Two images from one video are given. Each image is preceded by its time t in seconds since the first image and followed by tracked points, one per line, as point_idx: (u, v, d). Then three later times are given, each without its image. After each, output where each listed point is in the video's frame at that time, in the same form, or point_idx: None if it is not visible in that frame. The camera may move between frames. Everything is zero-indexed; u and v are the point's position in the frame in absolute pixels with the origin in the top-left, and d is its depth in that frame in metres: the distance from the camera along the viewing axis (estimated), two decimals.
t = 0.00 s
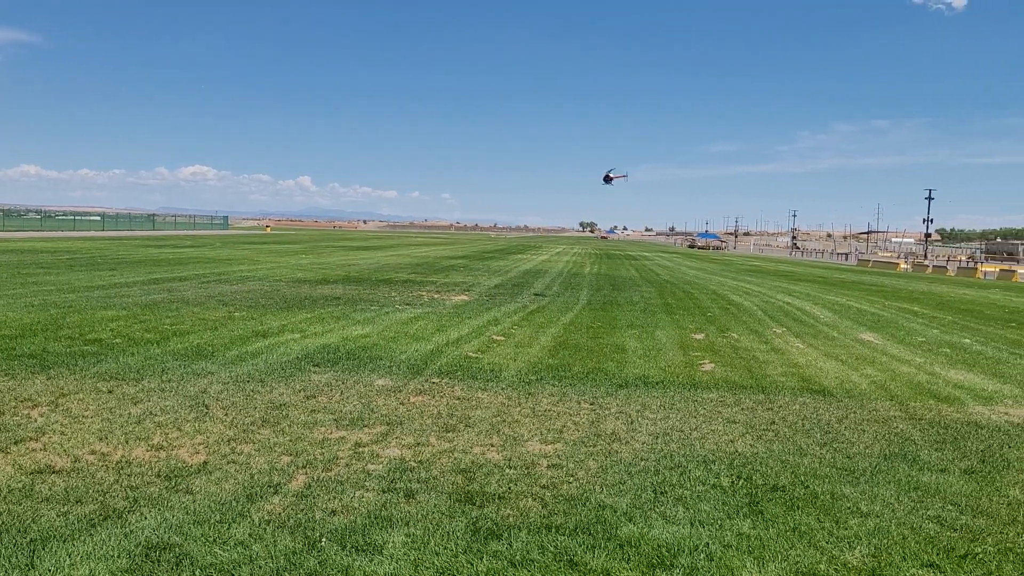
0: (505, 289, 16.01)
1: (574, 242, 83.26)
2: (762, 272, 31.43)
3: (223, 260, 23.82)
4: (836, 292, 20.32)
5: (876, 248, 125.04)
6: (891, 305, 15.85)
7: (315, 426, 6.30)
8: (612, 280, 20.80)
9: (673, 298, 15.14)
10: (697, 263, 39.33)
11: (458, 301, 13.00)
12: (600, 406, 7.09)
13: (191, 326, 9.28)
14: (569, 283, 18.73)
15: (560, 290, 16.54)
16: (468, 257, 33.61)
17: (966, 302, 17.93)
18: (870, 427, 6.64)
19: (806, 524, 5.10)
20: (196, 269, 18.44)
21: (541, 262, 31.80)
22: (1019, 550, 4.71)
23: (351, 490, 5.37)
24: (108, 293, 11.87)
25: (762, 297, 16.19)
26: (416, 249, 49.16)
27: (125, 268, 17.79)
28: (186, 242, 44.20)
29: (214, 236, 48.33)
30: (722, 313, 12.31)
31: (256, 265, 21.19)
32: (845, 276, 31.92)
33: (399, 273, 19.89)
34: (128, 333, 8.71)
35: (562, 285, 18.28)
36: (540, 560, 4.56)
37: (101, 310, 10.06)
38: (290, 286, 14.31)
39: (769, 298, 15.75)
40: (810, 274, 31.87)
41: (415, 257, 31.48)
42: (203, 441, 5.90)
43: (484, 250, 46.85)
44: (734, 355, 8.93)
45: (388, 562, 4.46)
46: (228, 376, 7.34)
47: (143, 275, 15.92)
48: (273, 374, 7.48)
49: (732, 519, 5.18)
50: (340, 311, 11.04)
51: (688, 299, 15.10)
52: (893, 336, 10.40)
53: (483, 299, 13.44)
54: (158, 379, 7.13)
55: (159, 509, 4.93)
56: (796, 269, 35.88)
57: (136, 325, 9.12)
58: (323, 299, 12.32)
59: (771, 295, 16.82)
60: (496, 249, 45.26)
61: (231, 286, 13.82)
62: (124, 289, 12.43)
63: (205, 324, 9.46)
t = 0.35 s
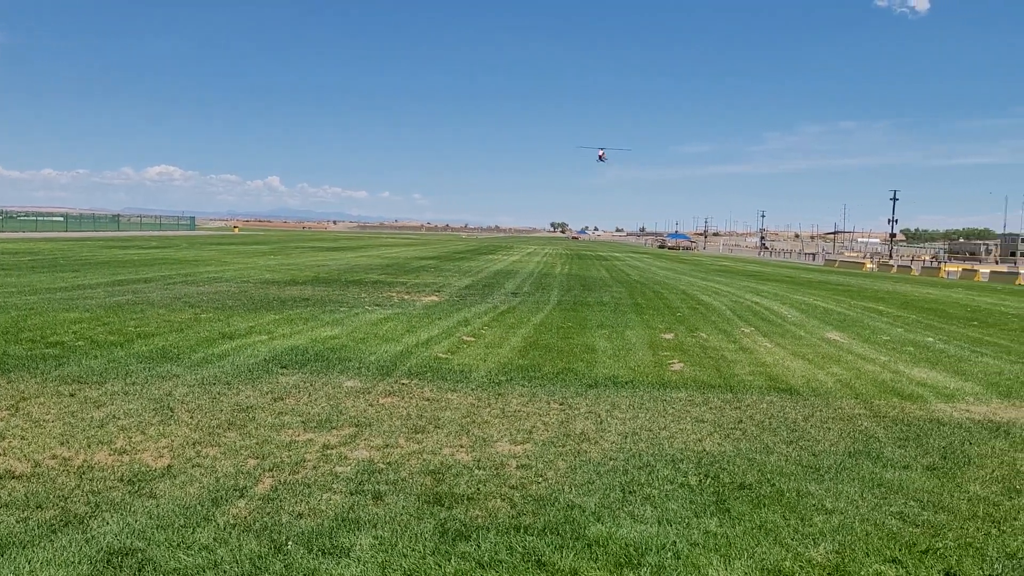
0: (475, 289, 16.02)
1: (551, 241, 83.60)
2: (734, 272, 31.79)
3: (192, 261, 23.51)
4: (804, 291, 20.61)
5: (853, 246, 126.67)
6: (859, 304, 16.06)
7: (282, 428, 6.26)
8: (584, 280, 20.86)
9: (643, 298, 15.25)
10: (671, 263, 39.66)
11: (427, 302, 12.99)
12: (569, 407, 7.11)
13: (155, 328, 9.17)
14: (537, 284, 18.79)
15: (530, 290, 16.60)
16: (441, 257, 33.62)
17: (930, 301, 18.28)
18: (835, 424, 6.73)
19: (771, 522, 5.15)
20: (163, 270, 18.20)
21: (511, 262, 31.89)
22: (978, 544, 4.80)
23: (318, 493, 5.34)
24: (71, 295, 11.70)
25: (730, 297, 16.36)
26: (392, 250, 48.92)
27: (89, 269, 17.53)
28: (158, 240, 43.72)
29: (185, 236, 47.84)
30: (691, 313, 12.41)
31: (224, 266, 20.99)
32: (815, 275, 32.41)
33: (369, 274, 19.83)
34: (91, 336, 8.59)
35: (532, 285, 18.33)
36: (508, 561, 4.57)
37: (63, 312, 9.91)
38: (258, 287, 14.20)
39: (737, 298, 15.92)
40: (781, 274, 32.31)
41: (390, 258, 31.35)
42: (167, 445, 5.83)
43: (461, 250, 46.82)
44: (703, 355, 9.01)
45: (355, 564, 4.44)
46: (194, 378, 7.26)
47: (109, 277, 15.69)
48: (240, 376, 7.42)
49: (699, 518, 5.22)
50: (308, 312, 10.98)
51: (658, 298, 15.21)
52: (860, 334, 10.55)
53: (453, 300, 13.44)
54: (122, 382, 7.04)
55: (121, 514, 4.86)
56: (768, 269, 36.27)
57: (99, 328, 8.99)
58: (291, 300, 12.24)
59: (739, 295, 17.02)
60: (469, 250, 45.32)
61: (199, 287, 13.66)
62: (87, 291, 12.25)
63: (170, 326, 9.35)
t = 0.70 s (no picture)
0: (420, 292, 16.00)
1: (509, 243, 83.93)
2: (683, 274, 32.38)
3: (134, 265, 22.88)
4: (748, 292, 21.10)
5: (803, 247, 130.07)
6: (799, 305, 16.50)
7: (220, 435, 6.16)
8: (532, 282, 20.98)
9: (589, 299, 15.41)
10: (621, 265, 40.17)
11: (372, 305, 12.92)
12: (514, 409, 7.14)
13: (88, 334, 8.92)
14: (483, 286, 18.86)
15: (475, 292, 16.64)
16: (390, 261, 33.46)
17: (869, 301, 18.92)
18: (774, 423, 6.89)
19: (711, 520, 5.24)
20: (100, 275, 17.69)
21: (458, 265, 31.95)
22: (908, 537, 4.94)
23: (257, 501, 5.26)
24: None
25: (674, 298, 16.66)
26: (348, 252, 48.33)
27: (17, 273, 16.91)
28: (99, 243, 42.43)
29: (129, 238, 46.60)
30: (635, 314, 12.58)
31: (164, 270, 20.49)
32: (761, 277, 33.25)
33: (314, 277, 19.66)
34: (19, 342, 8.31)
35: (478, 287, 18.37)
36: (450, 564, 4.56)
37: None
38: (197, 291, 13.92)
39: (681, 299, 16.20)
40: (729, 276, 33.04)
41: (338, 260, 31.07)
42: (100, 454, 5.69)
43: (412, 253, 46.60)
44: (646, 356, 9.13)
45: (293, 572, 4.39)
46: (129, 385, 7.09)
47: (41, 281, 15.17)
48: (177, 383, 7.27)
49: (641, 518, 5.28)
50: (249, 317, 10.81)
51: (603, 300, 15.37)
52: (798, 334, 10.82)
53: (397, 303, 13.41)
54: (52, 390, 6.83)
55: (49, 526, 4.72)
56: (716, 271, 37.02)
57: (29, 335, 8.70)
58: (231, 305, 12.03)
59: (682, 297, 17.35)
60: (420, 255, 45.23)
61: (136, 292, 13.32)
62: (14, 297, 11.83)
63: (104, 331, 9.11)
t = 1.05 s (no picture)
0: (355, 299, 15.86)
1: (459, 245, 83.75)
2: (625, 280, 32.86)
3: (56, 273, 21.99)
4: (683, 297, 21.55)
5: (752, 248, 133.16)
6: (731, 309, 16.95)
7: (147, 448, 6.01)
8: (465, 290, 21.01)
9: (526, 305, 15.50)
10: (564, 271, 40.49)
11: (307, 313, 12.75)
12: (451, 416, 7.15)
13: (6, 346, 8.57)
14: (419, 293, 18.80)
15: (413, 299, 16.58)
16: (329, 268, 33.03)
17: (802, 306, 19.55)
18: (707, 426, 7.04)
19: (645, 524, 5.32)
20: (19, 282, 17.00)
21: (396, 273, 31.74)
22: (835, 536, 5.09)
23: (185, 515, 5.13)
24: None
25: (610, 304, 16.90)
26: (292, 256, 47.35)
27: None
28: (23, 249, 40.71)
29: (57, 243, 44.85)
30: (572, 320, 12.70)
31: (88, 278, 19.80)
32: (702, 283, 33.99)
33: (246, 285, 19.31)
34: None
35: (415, 294, 18.31)
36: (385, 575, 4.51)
37: None
38: (123, 300, 13.50)
39: (617, 305, 16.43)
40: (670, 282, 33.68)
41: (272, 268, 30.53)
42: (18, 470, 5.49)
43: (351, 261, 46.04)
44: (583, 361, 9.23)
45: None
46: (50, 398, 6.85)
47: None
48: (102, 395, 7.06)
49: (576, 523, 5.33)
50: (179, 326, 10.55)
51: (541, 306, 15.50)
52: (729, 338, 11.07)
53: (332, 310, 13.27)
54: None
55: None
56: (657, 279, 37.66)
57: None
58: (159, 314, 11.72)
59: (618, 302, 17.59)
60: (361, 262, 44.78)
61: (58, 301, 12.86)
62: None
63: (22, 343, 8.77)
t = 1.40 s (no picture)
0: (309, 363, 15.66)
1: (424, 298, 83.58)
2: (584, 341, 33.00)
3: None
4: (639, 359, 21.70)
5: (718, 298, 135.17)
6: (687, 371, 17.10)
7: (89, 521, 5.80)
8: (421, 352, 20.80)
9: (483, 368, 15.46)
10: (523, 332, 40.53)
11: (259, 377, 12.56)
12: (406, 483, 7.05)
13: None
14: (376, 356, 18.65)
15: (368, 362, 16.42)
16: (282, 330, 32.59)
17: (756, 367, 19.87)
18: (664, 490, 7.04)
19: None
20: None
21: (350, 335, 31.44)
22: None
23: None
24: None
25: (566, 365, 16.96)
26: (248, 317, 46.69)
27: None
28: None
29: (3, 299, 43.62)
30: (529, 383, 12.69)
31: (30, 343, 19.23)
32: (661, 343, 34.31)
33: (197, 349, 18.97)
34: None
35: (371, 357, 18.15)
36: None
37: None
38: (68, 366, 13.14)
39: (574, 367, 16.48)
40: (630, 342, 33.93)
41: (223, 332, 30.04)
42: None
43: (308, 319, 45.46)
44: (540, 425, 9.20)
45: None
46: None
47: None
48: (44, 465, 6.83)
49: None
50: (126, 392, 10.29)
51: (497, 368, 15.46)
52: (684, 401, 11.15)
53: (285, 374, 13.09)
54: None
55: None
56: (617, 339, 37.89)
57: None
58: (106, 380, 11.43)
59: (574, 364, 17.65)
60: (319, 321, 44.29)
61: None
62: None
63: None
